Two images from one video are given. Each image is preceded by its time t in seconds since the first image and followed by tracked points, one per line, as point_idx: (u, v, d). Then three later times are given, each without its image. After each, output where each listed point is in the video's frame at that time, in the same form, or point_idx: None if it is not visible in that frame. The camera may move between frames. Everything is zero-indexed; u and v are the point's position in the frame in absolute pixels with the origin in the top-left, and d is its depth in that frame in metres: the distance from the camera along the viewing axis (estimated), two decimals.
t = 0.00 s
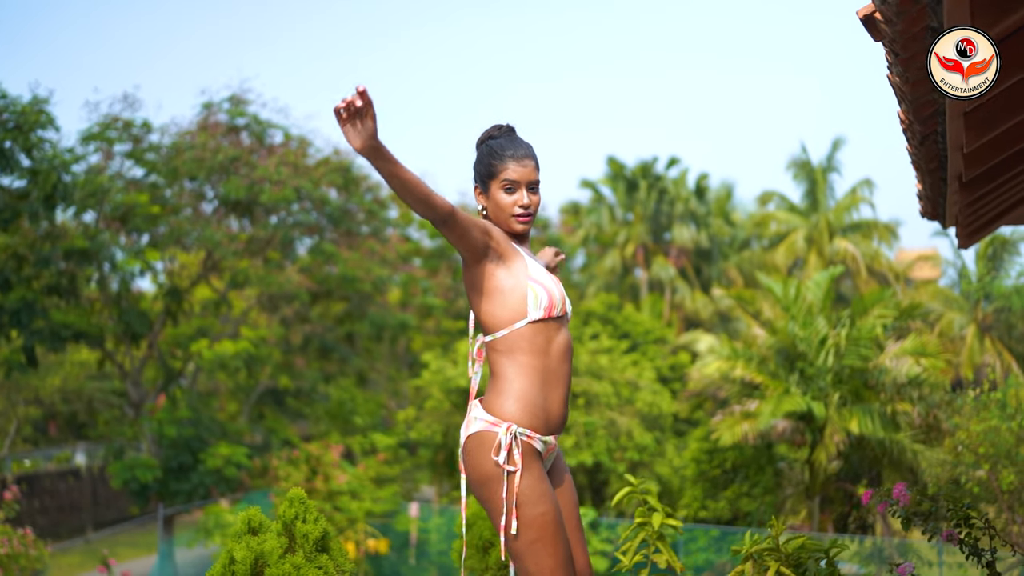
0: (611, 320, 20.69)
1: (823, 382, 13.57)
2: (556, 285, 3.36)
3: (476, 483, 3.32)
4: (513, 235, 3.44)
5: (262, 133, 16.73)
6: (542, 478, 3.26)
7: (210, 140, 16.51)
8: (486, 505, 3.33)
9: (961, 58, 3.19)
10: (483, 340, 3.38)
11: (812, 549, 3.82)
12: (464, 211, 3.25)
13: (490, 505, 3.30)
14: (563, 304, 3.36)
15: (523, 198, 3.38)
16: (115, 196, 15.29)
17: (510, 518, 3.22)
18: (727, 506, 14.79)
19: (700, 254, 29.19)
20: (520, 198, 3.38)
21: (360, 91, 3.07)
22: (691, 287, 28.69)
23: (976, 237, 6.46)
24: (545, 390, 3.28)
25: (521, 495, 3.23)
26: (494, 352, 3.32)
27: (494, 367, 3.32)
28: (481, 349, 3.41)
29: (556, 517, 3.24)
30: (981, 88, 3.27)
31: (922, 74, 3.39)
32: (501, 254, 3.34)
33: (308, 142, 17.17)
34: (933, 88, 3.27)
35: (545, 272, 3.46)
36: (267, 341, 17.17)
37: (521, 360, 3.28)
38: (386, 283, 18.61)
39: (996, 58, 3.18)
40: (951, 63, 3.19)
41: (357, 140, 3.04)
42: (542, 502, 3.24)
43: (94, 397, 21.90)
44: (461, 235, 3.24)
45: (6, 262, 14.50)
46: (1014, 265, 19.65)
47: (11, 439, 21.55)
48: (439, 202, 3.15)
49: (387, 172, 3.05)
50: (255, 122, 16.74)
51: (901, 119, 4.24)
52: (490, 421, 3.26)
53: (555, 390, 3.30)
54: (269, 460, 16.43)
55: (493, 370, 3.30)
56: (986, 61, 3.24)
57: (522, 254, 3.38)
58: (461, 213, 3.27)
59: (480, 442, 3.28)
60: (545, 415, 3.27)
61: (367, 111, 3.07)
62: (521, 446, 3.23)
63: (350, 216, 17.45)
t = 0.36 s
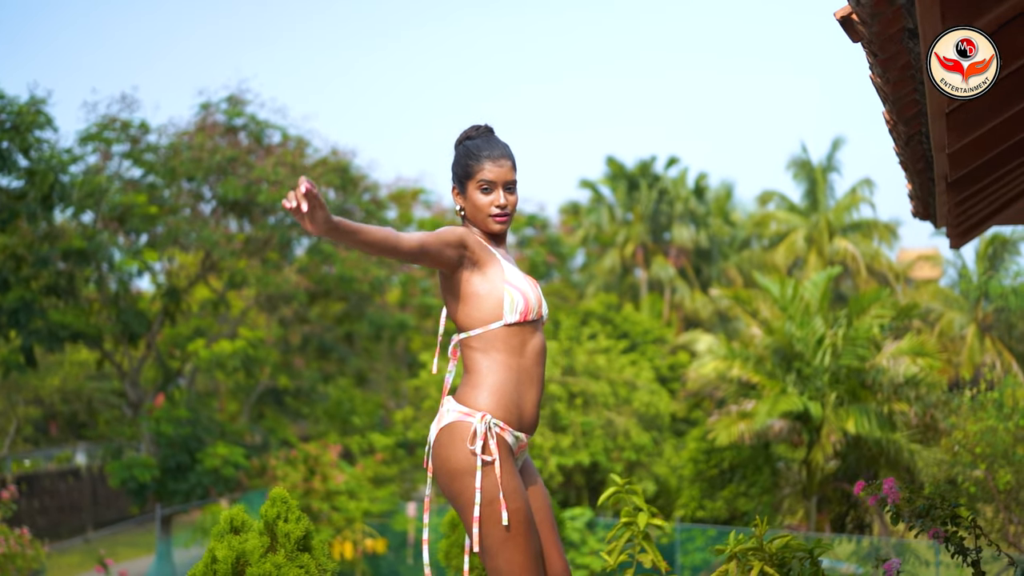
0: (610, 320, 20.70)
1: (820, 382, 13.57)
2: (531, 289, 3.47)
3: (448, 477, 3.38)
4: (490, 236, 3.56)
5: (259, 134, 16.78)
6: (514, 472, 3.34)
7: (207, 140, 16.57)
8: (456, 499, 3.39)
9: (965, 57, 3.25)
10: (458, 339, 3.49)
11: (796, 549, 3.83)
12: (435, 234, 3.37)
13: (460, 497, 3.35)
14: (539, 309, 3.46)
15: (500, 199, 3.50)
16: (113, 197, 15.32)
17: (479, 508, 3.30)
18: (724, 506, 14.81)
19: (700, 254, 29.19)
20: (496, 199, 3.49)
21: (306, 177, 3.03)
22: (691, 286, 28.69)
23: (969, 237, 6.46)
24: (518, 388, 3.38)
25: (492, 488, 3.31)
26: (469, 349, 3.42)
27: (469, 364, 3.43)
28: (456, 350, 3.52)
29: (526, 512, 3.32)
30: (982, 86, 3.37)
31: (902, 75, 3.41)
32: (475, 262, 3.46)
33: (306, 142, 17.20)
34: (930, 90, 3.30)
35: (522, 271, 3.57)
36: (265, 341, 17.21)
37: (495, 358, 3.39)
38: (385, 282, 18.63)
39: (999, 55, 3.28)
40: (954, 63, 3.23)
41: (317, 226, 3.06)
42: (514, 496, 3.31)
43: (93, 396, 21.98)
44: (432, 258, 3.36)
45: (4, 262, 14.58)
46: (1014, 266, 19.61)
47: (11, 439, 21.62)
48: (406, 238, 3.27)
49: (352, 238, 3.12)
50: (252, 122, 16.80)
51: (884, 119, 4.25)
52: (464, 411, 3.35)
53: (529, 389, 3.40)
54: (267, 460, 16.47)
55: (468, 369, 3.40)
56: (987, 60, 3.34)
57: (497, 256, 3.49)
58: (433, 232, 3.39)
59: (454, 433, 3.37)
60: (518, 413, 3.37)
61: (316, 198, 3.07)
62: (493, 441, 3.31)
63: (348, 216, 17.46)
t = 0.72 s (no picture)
0: (615, 320, 20.67)
1: (824, 382, 13.55)
2: (515, 293, 3.37)
3: (423, 469, 3.32)
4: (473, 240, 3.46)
5: (263, 134, 16.86)
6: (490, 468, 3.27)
7: (211, 140, 16.65)
8: (430, 493, 3.32)
9: (964, 56, 3.24)
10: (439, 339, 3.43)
11: (789, 551, 3.81)
12: (413, 261, 3.28)
13: (434, 489, 3.28)
14: (521, 312, 3.36)
15: (483, 199, 3.39)
16: (117, 197, 15.37)
17: (452, 502, 3.24)
18: (729, 506, 14.79)
19: (706, 253, 29.15)
20: (478, 200, 3.38)
21: (265, 285, 2.99)
22: (697, 286, 28.62)
23: (969, 236, 6.43)
24: (496, 388, 3.30)
25: (466, 481, 3.23)
26: (449, 348, 3.35)
27: (449, 361, 3.36)
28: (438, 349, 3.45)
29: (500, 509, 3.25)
30: (982, 86, 3.35)
31: (892, 74, 3.38)
32: (457, 272, 3.36)
33: (310, 142, 17.25)
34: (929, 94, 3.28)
35: (508, 273, 3.46)
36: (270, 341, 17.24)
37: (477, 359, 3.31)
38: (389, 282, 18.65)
39: (999, 54, 3.27)
40: (953, 63, 3.22)
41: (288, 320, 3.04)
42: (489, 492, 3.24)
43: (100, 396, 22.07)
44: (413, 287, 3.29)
45: (11, 262, 14.63)
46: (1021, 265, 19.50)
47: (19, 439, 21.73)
48: (382, 282, 3.20)
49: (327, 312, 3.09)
50: (256, 123, 16.90)
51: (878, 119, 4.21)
52: (440, 404, 3.28)
53: (508, 390, 3.32)
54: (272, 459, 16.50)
55: (445, 371, 3.34)
56: (987, 59, 3.33)
57: (480, 262, 3.39)
58: (410, 258, 3.30)
59: (429, 427, 3.30)
60: (495, 415, 3.30)
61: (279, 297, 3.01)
62: (468, 436, 3.23)
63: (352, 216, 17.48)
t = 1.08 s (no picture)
0: (629, 321, 20.64)
1: (837, 383, 13.48)
2: (502, 291, 3.31)
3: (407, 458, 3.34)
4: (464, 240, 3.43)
5: (276, 135, 16.99)
6: (466, 460, 3.23)
7: (224, 141, 16.78)
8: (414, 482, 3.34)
9: (964, 57, 3.24)
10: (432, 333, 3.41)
11: (791, 551, 3.80)
12: (395, 284, 3.26)
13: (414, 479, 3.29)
14: (506, 310, 3.29)
15: (470, 194, 3.37)
16: (130, 198, 15.48)
17: (429, 491, 3.24)
18: (741, 507, 14.72)
19: (720, 253, 29.08)
20: (465, 196, 3.36)
21: (239, 383, 3.06)
22: (711, 286, 28.55)
23: (980, 235, 6.37)
24: (476, 385, 3.25)
25: (440, 471, 3.24)
26: (435, 344, 3.33)
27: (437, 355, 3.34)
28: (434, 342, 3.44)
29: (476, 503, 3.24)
30: (982, 87, 3.35)
31: (891, 71, 3.34)
32: (441, 275, 3.32)
33: (322, 143, 17.32)
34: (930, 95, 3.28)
35: (500, 270, 3.41)
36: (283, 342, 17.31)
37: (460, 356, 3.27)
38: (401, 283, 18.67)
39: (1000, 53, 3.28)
40: (953, 63, 3.22)
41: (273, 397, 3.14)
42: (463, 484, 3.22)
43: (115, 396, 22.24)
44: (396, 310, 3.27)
45: (25, 263, 14.69)
46: None
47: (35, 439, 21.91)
48: (362, 321, 3.20)
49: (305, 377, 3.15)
50: (268, 124, 17.03)
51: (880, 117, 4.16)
52: (419, 395, 3.28)
53: (491, 386, 3.25)
54: (284, 459, 16.55)
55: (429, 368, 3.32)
56: (987, 59, 3.34)
57: (467, 261, 3.36)
58: (393, 280, 3.28)
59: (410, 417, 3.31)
60: (475, 411, 3.24)
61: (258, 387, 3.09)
62: (438, 429, 3.21)
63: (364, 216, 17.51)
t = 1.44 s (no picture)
0: (646, 320, 20.58)
1: (854, 382, 13.37)
2: (484, 291, 3.27)
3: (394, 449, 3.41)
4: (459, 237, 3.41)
5: (291, 135, 17.12)
6: (436, 453, 3.24)
7: (239, 142, 16.92)
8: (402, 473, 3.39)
9: (965, 56, 3.27)
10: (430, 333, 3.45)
11: (796, 551, 3.75)
12: (381, 301, 3.33)
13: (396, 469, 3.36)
14: (484, 310, 3.25)
15: (462, 190, 3.35)
16: (146, 197, 15.61)
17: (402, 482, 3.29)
18: (757, 506, 14.60)
19: (739, 252, 28.97)
20: (457, 192, 3.35)
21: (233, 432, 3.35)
22: (728, 285, 28.43)
23: (995, 231, 6.31)
24: (451, 381, 3.24)
25: (411, 464, 3.26)
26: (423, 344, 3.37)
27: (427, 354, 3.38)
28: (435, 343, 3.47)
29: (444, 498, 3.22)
30: (982, 87, 3.36)
31: (893, 62, 3.30)
32: (424, 277, 3.33)
33: (337, 143, 17.41)
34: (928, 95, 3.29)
35: (495, 266, 3.37)
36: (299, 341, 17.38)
37: (439, 352, 3.29)
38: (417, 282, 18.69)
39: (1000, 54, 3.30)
40: (953, 63, 3.23)
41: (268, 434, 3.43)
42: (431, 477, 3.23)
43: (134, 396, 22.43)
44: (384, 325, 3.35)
45: (42, 263, 14.79)
46: None
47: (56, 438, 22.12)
48: (350, 346, 3.31)
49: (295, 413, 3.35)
50: (284, 124, 17.16)
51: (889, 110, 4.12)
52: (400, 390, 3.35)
53: (464, 383, 3.23)
54: (300, 459, 16.61)
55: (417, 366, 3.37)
56: (987, 60, 3.36)
57: (454, 260, 3.34)
58: (380, 294, 3.35)
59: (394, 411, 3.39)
60: (449, 407, 3.24)
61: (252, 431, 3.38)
62: (408, 421, 3.26)
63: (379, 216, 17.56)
